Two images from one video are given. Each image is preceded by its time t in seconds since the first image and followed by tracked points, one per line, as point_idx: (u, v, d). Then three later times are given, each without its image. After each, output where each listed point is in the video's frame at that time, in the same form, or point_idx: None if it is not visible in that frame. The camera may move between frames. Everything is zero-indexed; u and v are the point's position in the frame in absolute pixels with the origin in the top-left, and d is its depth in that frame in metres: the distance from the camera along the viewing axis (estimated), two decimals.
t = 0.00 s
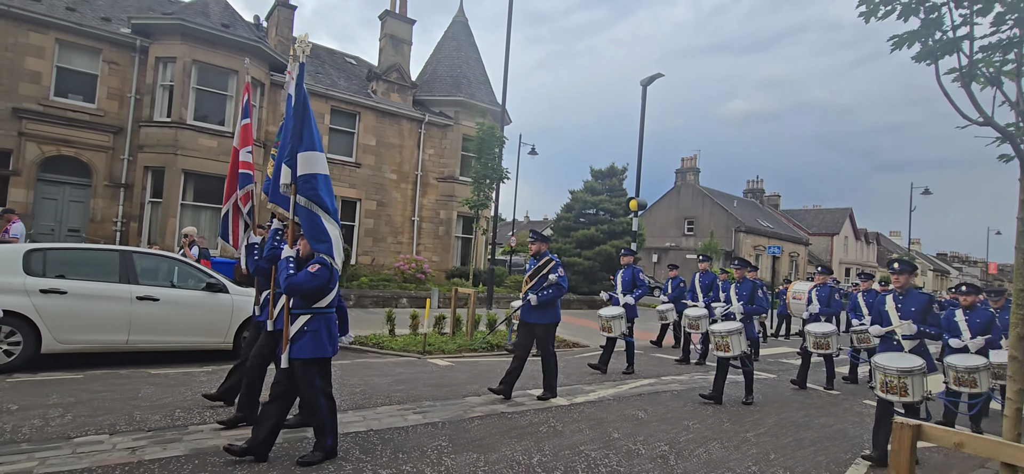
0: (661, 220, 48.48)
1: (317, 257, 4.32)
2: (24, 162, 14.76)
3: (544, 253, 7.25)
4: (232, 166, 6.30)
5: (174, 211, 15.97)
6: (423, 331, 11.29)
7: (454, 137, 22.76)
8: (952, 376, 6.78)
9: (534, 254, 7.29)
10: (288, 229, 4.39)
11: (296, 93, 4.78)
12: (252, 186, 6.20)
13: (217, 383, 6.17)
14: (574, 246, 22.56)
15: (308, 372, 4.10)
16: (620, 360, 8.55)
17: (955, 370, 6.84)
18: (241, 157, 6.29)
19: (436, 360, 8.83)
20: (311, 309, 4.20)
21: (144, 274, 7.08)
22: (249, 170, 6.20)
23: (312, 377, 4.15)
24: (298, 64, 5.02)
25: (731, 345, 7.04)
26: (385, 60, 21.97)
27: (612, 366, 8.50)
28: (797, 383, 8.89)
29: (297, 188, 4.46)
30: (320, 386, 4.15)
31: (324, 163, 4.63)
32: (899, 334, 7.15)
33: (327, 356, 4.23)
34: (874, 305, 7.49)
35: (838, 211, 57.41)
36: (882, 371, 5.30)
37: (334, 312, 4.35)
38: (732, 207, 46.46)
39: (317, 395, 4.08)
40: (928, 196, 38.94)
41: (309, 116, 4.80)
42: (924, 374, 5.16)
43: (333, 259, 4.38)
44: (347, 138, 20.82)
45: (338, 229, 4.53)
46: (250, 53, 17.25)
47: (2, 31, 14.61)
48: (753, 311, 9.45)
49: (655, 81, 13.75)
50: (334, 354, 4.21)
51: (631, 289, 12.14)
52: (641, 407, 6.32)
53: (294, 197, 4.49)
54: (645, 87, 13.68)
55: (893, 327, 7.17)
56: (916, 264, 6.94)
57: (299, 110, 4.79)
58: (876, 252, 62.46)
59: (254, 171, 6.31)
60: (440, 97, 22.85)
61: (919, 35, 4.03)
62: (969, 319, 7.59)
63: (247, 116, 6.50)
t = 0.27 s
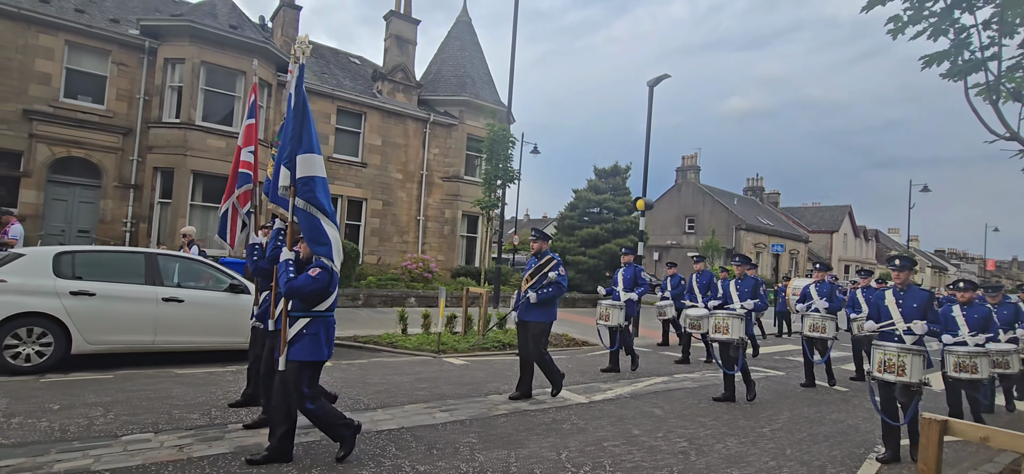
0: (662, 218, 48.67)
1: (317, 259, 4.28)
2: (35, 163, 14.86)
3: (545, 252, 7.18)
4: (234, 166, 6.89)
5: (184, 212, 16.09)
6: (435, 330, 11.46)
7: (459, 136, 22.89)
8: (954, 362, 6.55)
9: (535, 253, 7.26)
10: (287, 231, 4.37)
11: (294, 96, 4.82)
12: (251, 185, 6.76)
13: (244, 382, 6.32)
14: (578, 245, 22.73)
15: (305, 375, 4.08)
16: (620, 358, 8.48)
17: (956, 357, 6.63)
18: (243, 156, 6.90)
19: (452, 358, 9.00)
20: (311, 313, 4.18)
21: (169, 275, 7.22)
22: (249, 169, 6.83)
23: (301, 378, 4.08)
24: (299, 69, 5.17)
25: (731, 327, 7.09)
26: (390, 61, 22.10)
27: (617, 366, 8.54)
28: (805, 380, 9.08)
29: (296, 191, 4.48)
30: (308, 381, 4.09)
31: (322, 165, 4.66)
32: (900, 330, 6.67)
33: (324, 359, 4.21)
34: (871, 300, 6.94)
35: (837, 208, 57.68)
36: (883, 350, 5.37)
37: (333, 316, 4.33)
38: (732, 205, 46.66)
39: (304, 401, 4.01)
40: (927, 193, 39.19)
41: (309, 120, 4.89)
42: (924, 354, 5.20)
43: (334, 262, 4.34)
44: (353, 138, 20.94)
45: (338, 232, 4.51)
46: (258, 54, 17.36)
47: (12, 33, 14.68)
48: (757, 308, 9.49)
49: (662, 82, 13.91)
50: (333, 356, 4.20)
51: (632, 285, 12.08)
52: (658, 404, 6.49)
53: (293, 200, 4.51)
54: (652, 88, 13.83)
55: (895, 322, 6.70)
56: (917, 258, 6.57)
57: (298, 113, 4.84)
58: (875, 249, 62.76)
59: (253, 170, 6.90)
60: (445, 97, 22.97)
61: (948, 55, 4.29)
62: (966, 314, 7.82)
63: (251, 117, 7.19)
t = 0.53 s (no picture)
0: (663, 217, 48.88)
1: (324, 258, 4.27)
2: (47, 166, 15.01)
3: (545, 252, 7.06)
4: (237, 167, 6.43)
5: (194, 213, 16.25)
6: (447, 329, 11.65)
7: (463, 137, 23.07)
8: (951, 361, 6.70)
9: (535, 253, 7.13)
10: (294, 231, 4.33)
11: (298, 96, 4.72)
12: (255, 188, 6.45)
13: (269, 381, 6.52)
14: (582, 244, 22.93)
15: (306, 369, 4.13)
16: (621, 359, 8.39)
17: (953, 357, 6.77)
18: (246, 158, 6.41)
19: (466, 357, 9.19)
20: (318, 309, 4.25)
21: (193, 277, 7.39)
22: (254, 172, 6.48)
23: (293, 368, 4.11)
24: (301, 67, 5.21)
25: (731, 333, 7.10)
26: (395, 62, 22.28)
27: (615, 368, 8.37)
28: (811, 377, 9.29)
29: (301, 190, 4.43)
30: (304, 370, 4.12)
31: (327, 164, 4.61)
32: (897, 332, 6.76)
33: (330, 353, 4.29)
34: (869, 301, 7.07)
35: (837, 206, 57.93)
36: (880, 355, 5.46)
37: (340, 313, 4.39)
38: (733, 203, 46.89)
39: (289, 394, 4.03)
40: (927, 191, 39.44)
41: (313, 117, 4.84)
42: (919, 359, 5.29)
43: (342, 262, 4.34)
44: (359, 139, 21.10)
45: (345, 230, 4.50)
46: (266, 57, 17.53)
47: (23, 37, 14.81)
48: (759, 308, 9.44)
49: (667, 83, 14.10)
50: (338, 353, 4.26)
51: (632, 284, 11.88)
52: (671, 401, 6.69)
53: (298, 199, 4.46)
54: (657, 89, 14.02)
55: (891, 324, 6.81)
56: (915, 261, 6.61)
57: (302, 112, 4.79)
58: (875, 247, 63.05)
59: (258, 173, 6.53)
60: (449, 98, 23.14)
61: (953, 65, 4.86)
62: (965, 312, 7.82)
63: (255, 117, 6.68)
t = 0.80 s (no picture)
0: (663, 216, 49.11)
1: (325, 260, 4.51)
2: (57, 168, 15.16)
3: (544, 250, 6.97)
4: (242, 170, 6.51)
5: (202, 214, 16.41)
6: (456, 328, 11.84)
7: (466, 137, 23.25)
8: (945, 359, 6.69)
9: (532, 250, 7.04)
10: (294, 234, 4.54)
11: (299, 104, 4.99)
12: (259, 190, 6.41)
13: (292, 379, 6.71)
14: (585, 243, 23.12)
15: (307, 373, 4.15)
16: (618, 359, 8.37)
17: (948, 356, 6.75)
18: (250, 161, 6.53)
19: (478, 355, 9.38)
20: (317, 313, 4.27)
21: (213, 278, 7.57)
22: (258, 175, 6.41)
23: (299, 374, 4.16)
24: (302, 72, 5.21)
25: (726, 333, 7.07)
26: (399, 63, 22.48)
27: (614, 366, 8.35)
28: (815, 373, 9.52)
29: (301, 194, 4.69)
30: (308, 375, 4.17)
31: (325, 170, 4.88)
32: (893, 327, 6.99)
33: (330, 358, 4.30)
34: (867, 297, 7.25)
35: (835, 204, 58.24)
36: (873, 353, 5.52)
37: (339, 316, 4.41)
38: (732, 202, 47.16)
39: (294, 400, 4.05)
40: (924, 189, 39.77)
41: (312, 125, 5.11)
42: (912, 356, 5.34)
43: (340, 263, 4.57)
44: (363, 139, 21.27)
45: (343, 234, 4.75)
46: (272, 58, 17.69)
47: (32, 39, 14.94)
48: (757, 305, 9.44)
49: (671, 85, 14.32)
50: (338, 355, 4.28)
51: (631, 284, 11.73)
52: (682, 396, 6.91)
53: (299, 203, 4.72)
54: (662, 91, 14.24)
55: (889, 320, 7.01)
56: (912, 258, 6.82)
57: (303, 119, 5.05)
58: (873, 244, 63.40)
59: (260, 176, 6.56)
60: (452, 98, 23.32)
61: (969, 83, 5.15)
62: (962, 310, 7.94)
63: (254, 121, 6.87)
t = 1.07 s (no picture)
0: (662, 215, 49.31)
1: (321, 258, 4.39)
2: (64, 168, 15.23)
3: (539, 250, 6.89)
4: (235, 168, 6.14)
5: (208, 214, 16.51)
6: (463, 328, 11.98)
7: (468, 137, 23.36)
8: (941, 365, 6.63)
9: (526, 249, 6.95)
10: (290, 230, 4.45)
11: (296, 99, 4.85)
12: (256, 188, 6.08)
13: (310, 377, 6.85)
14: (587, 243, 23.28)
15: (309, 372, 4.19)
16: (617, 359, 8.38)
17: (944, 360, 6.65)
18: (245, 158, 6.16)
19: (487, 354, 9.53)
20: (312, 310, 4.30)
21: (229, 278, 7.68)
22: (253, 170, 6.09)
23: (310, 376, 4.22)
24: (299, 71, 5.19)
25: (724, 337, 7.08)
26: (402, 64, 22.60)
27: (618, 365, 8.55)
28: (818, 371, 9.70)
29: (297, 191, 4.55)
30: (312, 375, 4.20)
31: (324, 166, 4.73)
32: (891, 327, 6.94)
33: (328, 355, 4.31)
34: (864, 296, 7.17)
35: (833, 203, 58.53)
36: (870, 362, 5.35)
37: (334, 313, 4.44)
38: (731, 201, 47.38)
39: (312, 398, 4.15)
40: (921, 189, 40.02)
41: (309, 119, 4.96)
42: (910, 363, 5.21)
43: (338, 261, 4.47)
44: (367, 140, 21.37)
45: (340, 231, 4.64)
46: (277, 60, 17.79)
47: (39, 40, 15.01)
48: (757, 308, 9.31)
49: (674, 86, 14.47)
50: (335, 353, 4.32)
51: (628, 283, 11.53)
52: (691, 393, 7.08)
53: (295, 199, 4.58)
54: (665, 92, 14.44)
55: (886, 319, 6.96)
56: (908, 257, 6.82)
57: (299, 113, 4.89)
58: (870, 244, 63.71)
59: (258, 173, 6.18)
60: (454, 99, 23.43)
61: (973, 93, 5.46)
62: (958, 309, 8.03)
63: (248, 117, 6.45)
